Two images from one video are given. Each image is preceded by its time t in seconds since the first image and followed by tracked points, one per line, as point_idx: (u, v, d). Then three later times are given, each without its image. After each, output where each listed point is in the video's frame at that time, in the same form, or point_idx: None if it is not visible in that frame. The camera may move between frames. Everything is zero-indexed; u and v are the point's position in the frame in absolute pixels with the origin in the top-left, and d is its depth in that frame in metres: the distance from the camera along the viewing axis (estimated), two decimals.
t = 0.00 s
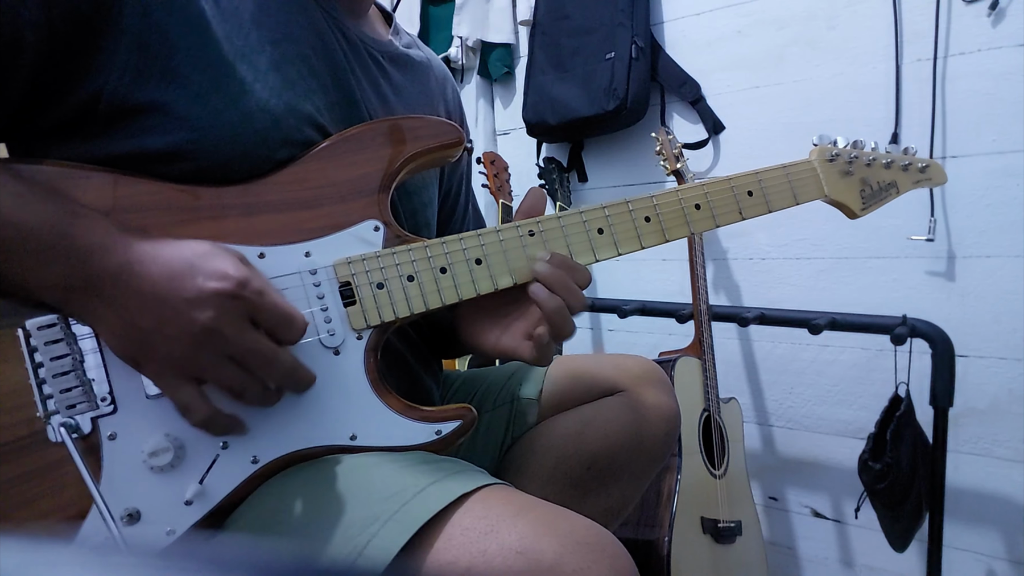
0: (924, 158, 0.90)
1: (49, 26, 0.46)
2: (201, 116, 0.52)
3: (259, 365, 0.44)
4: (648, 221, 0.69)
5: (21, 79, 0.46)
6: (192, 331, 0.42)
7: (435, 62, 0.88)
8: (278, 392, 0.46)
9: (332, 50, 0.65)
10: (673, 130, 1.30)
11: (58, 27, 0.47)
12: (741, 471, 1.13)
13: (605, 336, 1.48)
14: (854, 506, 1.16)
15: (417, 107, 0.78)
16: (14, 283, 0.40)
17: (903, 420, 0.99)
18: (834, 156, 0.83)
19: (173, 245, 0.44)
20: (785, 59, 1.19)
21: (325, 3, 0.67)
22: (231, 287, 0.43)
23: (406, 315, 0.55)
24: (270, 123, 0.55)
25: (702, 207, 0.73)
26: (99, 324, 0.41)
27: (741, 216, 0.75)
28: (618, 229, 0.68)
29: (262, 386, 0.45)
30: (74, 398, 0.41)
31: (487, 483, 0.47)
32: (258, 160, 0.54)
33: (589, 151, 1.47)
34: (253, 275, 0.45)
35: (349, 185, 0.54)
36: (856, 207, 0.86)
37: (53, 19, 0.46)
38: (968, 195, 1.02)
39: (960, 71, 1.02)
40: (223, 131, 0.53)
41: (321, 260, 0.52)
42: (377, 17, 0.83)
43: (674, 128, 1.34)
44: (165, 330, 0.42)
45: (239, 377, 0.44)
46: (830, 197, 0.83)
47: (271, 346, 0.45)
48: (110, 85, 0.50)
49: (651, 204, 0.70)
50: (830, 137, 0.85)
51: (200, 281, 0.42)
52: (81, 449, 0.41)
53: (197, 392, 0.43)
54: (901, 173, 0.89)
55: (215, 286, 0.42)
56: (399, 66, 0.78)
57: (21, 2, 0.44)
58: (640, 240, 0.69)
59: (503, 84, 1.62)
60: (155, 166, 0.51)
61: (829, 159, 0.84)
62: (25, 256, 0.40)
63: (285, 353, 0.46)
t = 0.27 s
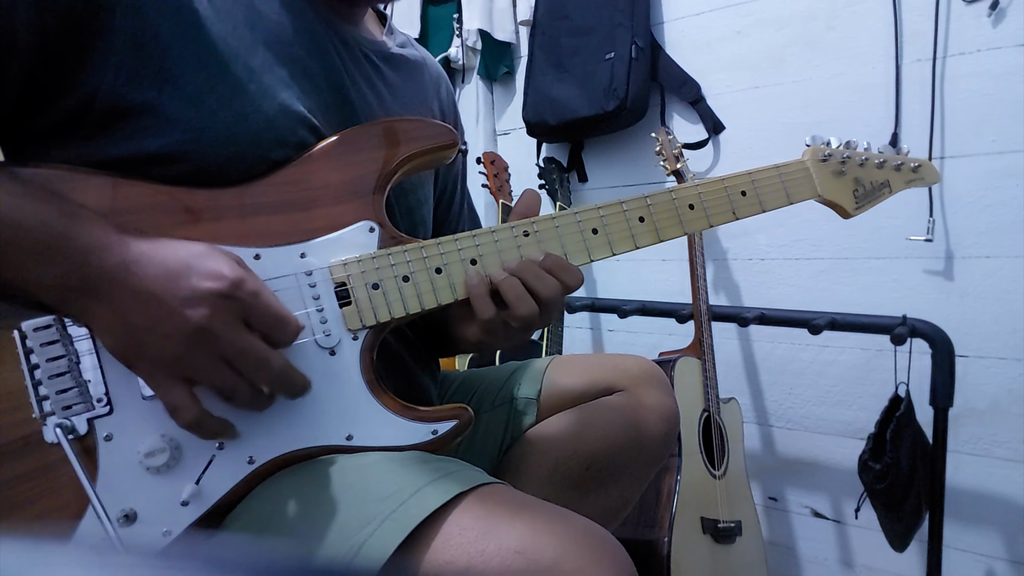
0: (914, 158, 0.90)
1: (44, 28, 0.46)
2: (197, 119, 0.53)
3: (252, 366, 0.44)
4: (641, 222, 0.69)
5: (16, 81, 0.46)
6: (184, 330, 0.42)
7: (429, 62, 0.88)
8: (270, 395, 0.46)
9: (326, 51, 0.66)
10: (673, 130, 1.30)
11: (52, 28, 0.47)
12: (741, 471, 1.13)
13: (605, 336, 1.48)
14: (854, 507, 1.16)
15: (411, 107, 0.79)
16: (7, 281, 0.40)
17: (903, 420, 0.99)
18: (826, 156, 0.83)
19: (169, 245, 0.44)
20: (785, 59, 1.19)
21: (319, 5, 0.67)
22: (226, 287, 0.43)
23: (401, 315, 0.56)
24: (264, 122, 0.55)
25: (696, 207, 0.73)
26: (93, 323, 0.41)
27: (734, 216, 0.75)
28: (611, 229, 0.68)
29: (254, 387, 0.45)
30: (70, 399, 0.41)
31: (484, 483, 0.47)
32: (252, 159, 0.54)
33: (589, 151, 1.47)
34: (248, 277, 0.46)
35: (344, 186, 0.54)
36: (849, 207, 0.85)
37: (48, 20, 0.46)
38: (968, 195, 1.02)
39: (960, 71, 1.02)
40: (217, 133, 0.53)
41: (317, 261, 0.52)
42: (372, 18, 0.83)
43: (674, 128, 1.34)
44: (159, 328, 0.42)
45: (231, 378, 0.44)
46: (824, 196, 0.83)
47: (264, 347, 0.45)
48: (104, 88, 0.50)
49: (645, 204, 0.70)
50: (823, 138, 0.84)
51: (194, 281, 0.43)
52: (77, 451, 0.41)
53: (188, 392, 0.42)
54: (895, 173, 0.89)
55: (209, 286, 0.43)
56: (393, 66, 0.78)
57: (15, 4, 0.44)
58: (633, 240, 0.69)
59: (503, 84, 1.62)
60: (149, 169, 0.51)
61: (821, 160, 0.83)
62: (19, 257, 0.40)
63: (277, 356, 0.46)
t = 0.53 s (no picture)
0: (918, 153, 0.90)
1: (43, 28, 0.46)
2: (197, 120, 0.52)
3: (255, 364, 0.44)
4: (642, 218, 0.69)
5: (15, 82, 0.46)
6: (186, 332, 0.42)
7: (429, 61, 0.88)
8: (276, 392, 0.46)
9: (326, 50, 0.65)
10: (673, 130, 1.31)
11: (52, 29, 0.46)
12: (741, 471, 1.13)
13: (605, 336, 1.48)
14: (854, 506, 1.16)
15: (410, 107, 0.79)
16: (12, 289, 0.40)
17: (903, 420, 0.99)
18: (828, 151, 0.83)
19: (168, 245, 0.44)
20: (785, 59, 1.19)
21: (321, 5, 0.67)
22: (227, 287, 0.43)
23: (402, 314, 0.56)
24: (264, 124, 0.55)
25: (697, 203, 0.72)
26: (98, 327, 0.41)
27: (735, 212, 0.75)
28: (612, 226, 0.68)
29: (258, 384, 0.45)
30: (72, 400, 0.41)
31: (487, 484, 0.46)
32: (252, 162, 0.54)
33: (589, 151, 1.47)
34: (248, 277, 0.46)
35: (345, 186, 0.54)
36: (851, 202, 0.85)
37: (48, 19, 0.46)
38: (968, 195, 1.02)
39: (960, 71, 1.02)
40: (218, 135, 0.53)
41: (318, 261, 0.52)
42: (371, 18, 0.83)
43: (674, 128, 1.34)
44: (162, 330, 0.42)
45: (237, 376, 0.44)
46: (824, 191, 0.83)
47: (266, 346, 0.45)
48: (105, 88, 0.50)
49: (646, 201, 0.70)
50: (824, 132, 0.85)
51: (195, 283, 0.43)
52: (79, 451, 0.41)
53: (198, 392, 0.43)
54: (895, 168, 0.89)
55: (209, 288, 0.43)
56: (392, 66, 0.78)
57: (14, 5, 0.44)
58: (634, 236, 0.69)
59: (503, 84, 1.62)
60: (150, 170, 0.51)
61: (823, 154, 0.83)
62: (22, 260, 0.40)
63: (280, 352, 0.46)
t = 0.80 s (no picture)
0: (913, 152, 0.89)
1: (40, 26, 0.46)
2: (195, 120, 0.52)
3: (238, 374, 0.43)
4: (639, 218, 0.69)
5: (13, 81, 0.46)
6: (172, 336, 0.42)
7: (428, 60, 0.88)
8: (258, 403, 0.45)
9: (325, 49, 0.65)
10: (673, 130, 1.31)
11: (49, 27, 0.47)
12: (741, 471, 1.13)
13: (605, 336, 1.48)
14: (854, 506, 1.16)
15: (409, 107, 0.79)
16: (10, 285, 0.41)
17: (903, 420, 0.99)
18: (824, 150, 0.83)
19: (164, 250, 0.44)
20: (785, 59, 1.19)
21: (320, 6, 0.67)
22: (213, 292, 0.43)
23: (400, 314, 0.56)
24: (262, 123, 0.55)
25: (694, 202, 0.72)
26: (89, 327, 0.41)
27: (732, 211, 0.75)
28: (610, 225, 0.68)
29: (242, 395, 0.44)
30: (70, 401, 0.41)
31: (485, 483, 0.46)
32: (251, 161, 0.53)
33: (589, 151, 1.47)
34: (239, 285, 0.45)
35: (343, 186, 0.54)
36: (847, 201, 0.85)
37: (45, 19, 0.46)
38: (968, 195, 1.02)
39: (960, 70, 1.02)
40: (215, 135, 0.52)
41: (315, 261, 0.52)
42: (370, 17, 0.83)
43: (674, 128, 1.34)
44: (148, 333, 0.41)
45: (217, 386, 0.43)
46: (821, 190, 0.82)
47: (250, 356, 0.44)
48: (103, 87, 0.50)
49: (643, 201, 0.70)
50: (819, 133, 0.84)
51: (184, 286, 0.42)
52: (78, 453, 0.41)
53: (177, 398, 0.42)
54: (892, 166, 0.88)
55: (197, 291, 0.42)
56: (390, 65, 0.78)
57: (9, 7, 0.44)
58: (632, 236, 0.69)
59: (503, 84, 1.62)
60: (147, 169, 0.51)
61: (819, 153, 0.83)
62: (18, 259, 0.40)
63: (266, 365, 0.44)
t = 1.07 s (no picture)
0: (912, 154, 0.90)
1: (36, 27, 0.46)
2: (193, 121, 0.52)
3: (229, 366, 0.43)
4: (637, 219, 0.69)
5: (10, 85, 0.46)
6: (159, 333, 0.41)
7: (428, 60, 0.88)
8: (251, 391, 0.45)
9: (323, 51, 0.66)
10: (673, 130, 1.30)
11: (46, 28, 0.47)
12: (741, 471, 1.13)
13: (605, 336, 1.48)
14: (854, 507, 1.16)
15: (408, 107, 0.79)
16: None
17: (903, 420, 0.99)
18: (823, 152, 0.83)
19: (146, 245, 0.43)
20: (785, 60, 1.19)
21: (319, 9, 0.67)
22: (200, 286, 0.42)
23: (398, 315, 0.56)
24: (260, 125, 0.55)
25: (691, 204, 0.72)
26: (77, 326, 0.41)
27: (730, 213, 0.75)
28: (608, 227, 0.68)
29: (235, 385, 0.44)
30: (67, 401, 0.41)
31: (483, 485, 0.47)
32: (248, 165, 0.54)
33: (589, 151, 1.47)
34: (225, 276, 0.44)
35: (341, 187, 0.54)
36: (845, 202, 0.85)
37: (40, 22, 0.46)
38: (968, 195, 1.02)
39: (960, 71, 1.01)
40: (214, 136, 0.53)
41: (313, 262, 0.52)
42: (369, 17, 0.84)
43: (674, 128, 1.34)
44: (136, 331, 0.41)
45: (211, 379, 0.43)
46: (819, 192, 0.83)
47: (240, 348, 0.43)
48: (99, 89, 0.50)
49: (641, 203, 0.70)
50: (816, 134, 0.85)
51: (169, 282, 0.41)
52: (75, 452, 0.41)
53: (172, 395, 0.42)
54: (889, 169, 0.89)
55: (183, 287, 0.41)
56: (389, 65, 0.78)
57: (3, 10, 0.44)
58: (630, 238, 0.69)
59: (503, 84, 1.62)
60: (145, 170, 0.51)
61: (818, 155, 0.83)
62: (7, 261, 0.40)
63: (256, 354, 0.44)
